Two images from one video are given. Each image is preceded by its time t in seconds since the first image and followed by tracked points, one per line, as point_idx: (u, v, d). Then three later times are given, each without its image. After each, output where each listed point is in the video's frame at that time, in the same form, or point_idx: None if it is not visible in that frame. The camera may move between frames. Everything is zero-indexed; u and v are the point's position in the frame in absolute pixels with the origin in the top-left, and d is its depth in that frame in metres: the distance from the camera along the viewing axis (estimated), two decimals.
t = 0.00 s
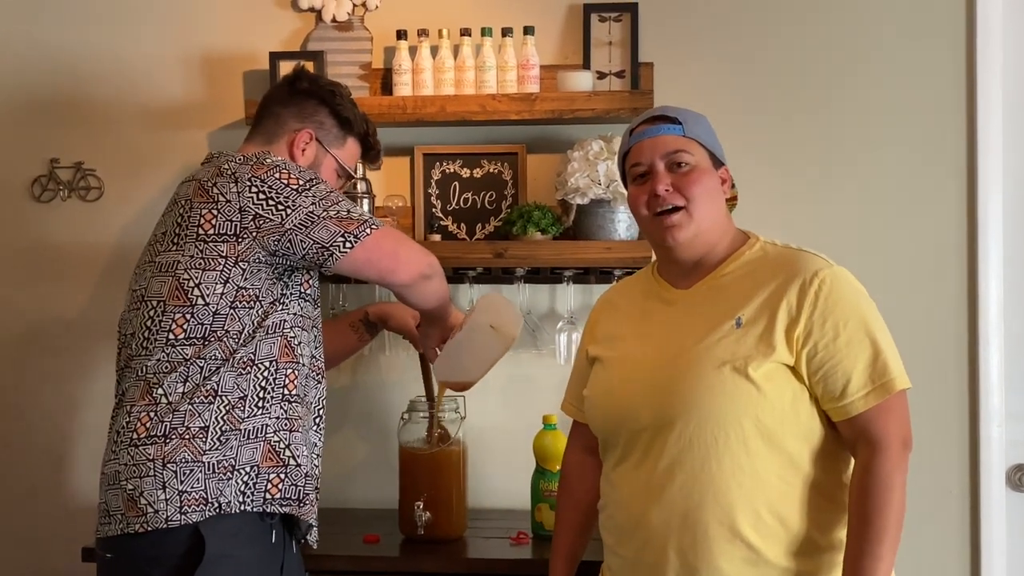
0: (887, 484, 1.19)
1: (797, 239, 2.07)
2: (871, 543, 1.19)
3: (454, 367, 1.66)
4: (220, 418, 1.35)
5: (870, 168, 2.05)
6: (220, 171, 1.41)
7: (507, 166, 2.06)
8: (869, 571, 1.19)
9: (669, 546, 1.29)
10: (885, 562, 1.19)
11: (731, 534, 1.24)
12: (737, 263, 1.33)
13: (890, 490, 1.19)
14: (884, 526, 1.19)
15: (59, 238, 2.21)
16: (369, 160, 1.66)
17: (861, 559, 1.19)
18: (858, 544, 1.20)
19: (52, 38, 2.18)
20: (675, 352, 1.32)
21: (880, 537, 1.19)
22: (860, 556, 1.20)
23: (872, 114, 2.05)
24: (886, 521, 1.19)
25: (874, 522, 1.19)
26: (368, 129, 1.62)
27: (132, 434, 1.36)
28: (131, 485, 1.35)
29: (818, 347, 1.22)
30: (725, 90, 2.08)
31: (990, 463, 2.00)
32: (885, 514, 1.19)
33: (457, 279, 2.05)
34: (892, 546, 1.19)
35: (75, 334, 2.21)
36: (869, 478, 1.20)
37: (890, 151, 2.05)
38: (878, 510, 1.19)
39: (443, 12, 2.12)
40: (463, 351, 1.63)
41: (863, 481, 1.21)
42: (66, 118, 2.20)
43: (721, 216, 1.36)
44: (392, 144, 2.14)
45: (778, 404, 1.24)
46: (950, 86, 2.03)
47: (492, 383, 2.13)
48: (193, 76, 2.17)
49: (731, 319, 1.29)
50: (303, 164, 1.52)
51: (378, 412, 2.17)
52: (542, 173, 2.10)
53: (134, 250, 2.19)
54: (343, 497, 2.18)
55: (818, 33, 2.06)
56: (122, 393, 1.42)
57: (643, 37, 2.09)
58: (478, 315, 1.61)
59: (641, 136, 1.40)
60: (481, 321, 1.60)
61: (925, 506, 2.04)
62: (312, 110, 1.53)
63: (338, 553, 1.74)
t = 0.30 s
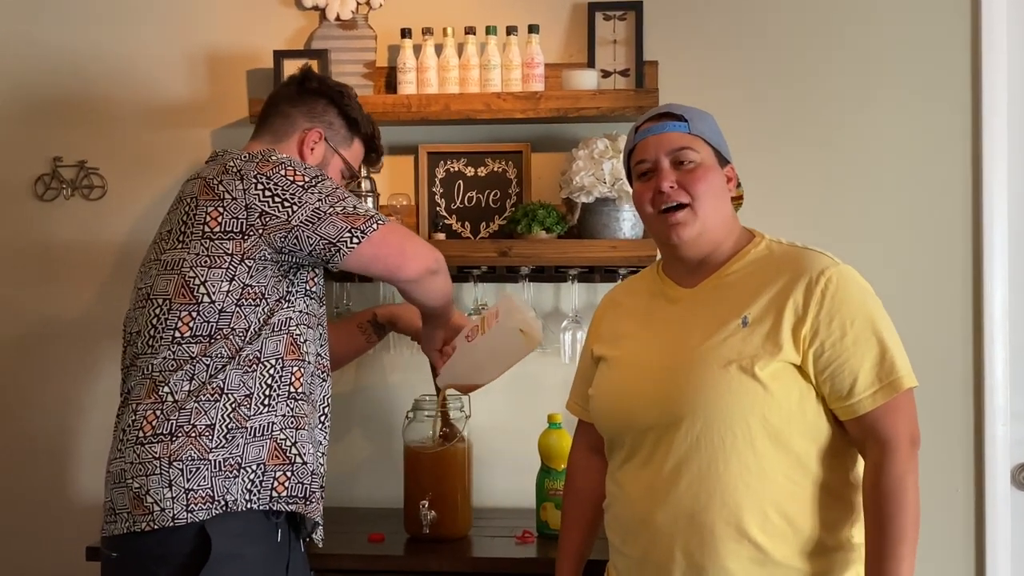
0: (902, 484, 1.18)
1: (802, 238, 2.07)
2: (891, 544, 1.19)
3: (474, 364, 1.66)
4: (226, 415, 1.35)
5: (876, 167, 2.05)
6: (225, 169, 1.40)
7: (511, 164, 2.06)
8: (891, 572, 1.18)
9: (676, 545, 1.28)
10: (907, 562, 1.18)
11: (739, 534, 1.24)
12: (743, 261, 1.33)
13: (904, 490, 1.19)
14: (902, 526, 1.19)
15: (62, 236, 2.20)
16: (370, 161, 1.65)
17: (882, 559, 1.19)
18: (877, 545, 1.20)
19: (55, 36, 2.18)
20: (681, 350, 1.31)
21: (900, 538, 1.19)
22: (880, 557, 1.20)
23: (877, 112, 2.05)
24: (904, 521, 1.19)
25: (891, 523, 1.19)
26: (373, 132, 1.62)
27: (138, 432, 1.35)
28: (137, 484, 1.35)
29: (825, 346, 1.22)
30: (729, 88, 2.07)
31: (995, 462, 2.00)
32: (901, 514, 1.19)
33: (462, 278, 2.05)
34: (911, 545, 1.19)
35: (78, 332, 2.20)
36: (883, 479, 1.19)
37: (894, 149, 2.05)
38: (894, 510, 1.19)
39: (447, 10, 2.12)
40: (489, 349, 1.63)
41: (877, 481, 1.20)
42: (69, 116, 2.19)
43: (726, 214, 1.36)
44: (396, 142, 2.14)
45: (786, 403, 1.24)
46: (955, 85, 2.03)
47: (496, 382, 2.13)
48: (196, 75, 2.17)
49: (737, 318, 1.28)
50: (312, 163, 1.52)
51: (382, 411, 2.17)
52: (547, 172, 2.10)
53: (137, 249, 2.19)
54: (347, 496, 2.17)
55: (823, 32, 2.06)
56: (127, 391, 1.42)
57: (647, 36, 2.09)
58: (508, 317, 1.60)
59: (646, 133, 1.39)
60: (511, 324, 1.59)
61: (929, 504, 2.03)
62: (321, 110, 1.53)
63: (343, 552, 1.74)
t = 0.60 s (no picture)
0: (906, 480, 1.18)
1: (806, 235, 2.07)
2: (893, 541, 1.19)
3: (486, 371, 1.66)
4: (234, 413, 1.35)
5: (880, 164, 2.05)
6: (233, 166, 1.40)
7: (516, 163, 2.06)
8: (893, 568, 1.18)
9: (682, 541, 1.28)
10: (908, 559, 1.18)
11: (745, 530, 1.24)
12: (749, 258, 1.33)
13: (908, 487, 1.19)
14: (905, 523, 1.19)
15: (66, 234, 2.20)
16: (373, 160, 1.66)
17: (885, 556, 1.19)
18: (879, 542, 1.20)
19: (59, 34, 2.18)
20: (687, 347, 1.31)
21: (903, 534, 1.19)
22: (882, 554, 1.20)
23: (882, 110, 2.05)
24: (908, 518, 1.19)
25: (894, 520, 1.19)
26: (380, 134, 1.62)
27: (146, 429, 1.35)
28: (145, 481, 1.35)
29: (831, 342, 1.22)
30: (733, 86, 2.08)
31: (1000, 459, 2.00)
32: (904, 511, 1.19)
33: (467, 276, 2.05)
34: (913, 542, 1.19)
35: (82, 330, 2.20)
36: (888, 475, 1.20)
37: (899, 147, 2.05)
38: (898, 507, 1.19)
39: (452, 8, 2.12)
40: (502, 355, 1.63)
41: (881, 477, 1.20)
42: (73, 114, 2.19)
43: (731, 209, 1.36)
44: (401, 140, 2.14)
45: (792, 399, 1.24)
46: (960, 82, 2.03)
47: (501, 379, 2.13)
48: (200, 72, 2.17)
49: (744, 315, 1.28)
50: (321, 161, 1.52)
51: (387, 409, 2.17)
52: (552, 170, 2.10)
53: (141, 247, 2.19)
54: (351, 494, 2.17)
55: (828, 29, 2.06)
56: (134, 388, 1.42)
57: (651, 33, 2.09)
58: (522, 323, 1.61)
59: (652, 129, 1.39)
60: (527, 331, 1.60)
61: (934, 501, 2.03)
62: (329, 109, 1.53)
63: (349, 549, 1.74)
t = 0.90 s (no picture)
0: (904, 477, 1.17)
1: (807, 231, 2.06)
2: (888, 537, 1.18)
3: (488, 365, 1.66)
4: (233, 409, 1.34)
5: (881, 160, 2.04)
6: (232, 161, 1.39)
7: (516, 158, 2.05)
8: (887, 565, 1.17)
9: (682, 538, 1.27)
10: (902, 556, 1.17)
11: (745, 527, 1.23)
12: (748, 252, 1.32)
13: (906, 484, 1.18)
14: (901, 520, 1.18)
15: (64, 229, 2.19)
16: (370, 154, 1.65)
17: (879, 551, 1.18)
18: (874, 538, 1.19)
19: (57, 28, 2.17)
20: (687, 342, 1.30)
21: (899, 532, 1.18)
22: (877, 551, 1.19)
23: (883, 105, 2.04)
24: (904, 515, 1.18)
25: (891, 516, 1.18)
26: (380, 127, 1.61)
27: (145, 425, 1.34)
28: (144, 477, 1.34)
29: (831, 337, 1.21)
30: (734, 81, 2.07)
31: (1001, 456, 2.00)
32: (902, 509, 1.18)
33: (466, 272, 2.04)
34: (909, 540, 1.18)
35: (80, 326, 2.19)
36: (886, 471, 1.19)
37: (901, 142, 2.04)
38: (895, 504, 1.18)
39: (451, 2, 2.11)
40: (504, 348, 1.64)
41: (879, 474, 1.19)
42: (71, 108, 2.18)
43: (731, 202, 1.35)
44: (400, 135, 2.13)
45: (792, 395, 1.23)
46: (962, 76, 2.02)
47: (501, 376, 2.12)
48: (199, 66, 2.16)
49: (743, 310, 1.28)
50: (321, 155, 1.51)
51: (386, 405, 2.16)
52: (551, 166, 2.09)
53: (139, 242, 2.18)
54: (350, 491, 2.16)
55: (829, 24, 2.05)
56: (132, 384, 1.41)
57: (652, 28, 2.08)
58: (522, 312, 1.62)
59: (652, 121, 1.39)
60: (528, 320, 1.61)
61: (936, 498, 2.03)
62: (327, 102, 1.52)
63: (348, 546, 1.73)
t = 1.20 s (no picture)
0: (907, 465, 1.17)
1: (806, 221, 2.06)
2: (893, 525, 1.18)
3: (488, 353, 1.68)
4: (233, 400, 1.34)
5: (881, 149, 2.04)
6: (230, 150, 1.39)
7: (515, 148, 2.05)
8: (891, 556, 1.17)
9: (682, 528, 1.27)
10: (908, 544, 1.17)
11: (745, 517, 1.23)
12: (749, 240, 1.32)
13: (909, 473, 1.18)
14: (905, 510, 1.18)
15: (61, 220, 2.19)
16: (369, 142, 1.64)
17: (885, 540, 1.18)
18: (878, 529, 1.19)
19: (53, 18, 2.16)
20: (687, 331, 1.30)
21: (903, 522, 1.17)
22: (882, 542, 1.19)
23: (883, 94, 2.04)
24: (907, 504, 1.18)
25: (894, 506, 1.18)
26: (377, 113, 1.61)
27: (144, 416, 1.34)
28: (144, 467, 1.34)
29: (830, 326, 1.20)
30: (733, 70, 2.06)
31: (1001, 444, 2.00)
32: (905, 498, 1.18)
33: (465, 262, 2.04)
34: (913, 530, 1.18)
35: (78, 317, 2.19)
36: (889, 460, 1.19)
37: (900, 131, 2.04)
38: (898, 494, 1.18)
39: None
40: (501, 335, 1.67)
41: (882, 463, 1.19)
42: (68, 99, 2.17)
43: (731, 192, 1.35)
44: (399, 125, 2.12)
45: (792, 383, 1.23)
46: (961, 65, 2.02)
47: (500, 367, 2.12)
48: (196, 57, 2.15)
49: (743, 299, 1.27)
50: (319, 143, 1.50)
51: (386, 395, 2.16)
52: (550, 156, 2.09)
53: (137, 233, 2.17)
54: (350, 482, 2.16)
55: (828, 12, 2.04)
56: (132, 374, 1.40)
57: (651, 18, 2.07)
58: (516, 298, 1.65)
59: (649, 110, 1.38)
60: (523, 306, 1.64)
61: (936, 487, 2.03)
62: (324, 90, 1.51)
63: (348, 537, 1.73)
